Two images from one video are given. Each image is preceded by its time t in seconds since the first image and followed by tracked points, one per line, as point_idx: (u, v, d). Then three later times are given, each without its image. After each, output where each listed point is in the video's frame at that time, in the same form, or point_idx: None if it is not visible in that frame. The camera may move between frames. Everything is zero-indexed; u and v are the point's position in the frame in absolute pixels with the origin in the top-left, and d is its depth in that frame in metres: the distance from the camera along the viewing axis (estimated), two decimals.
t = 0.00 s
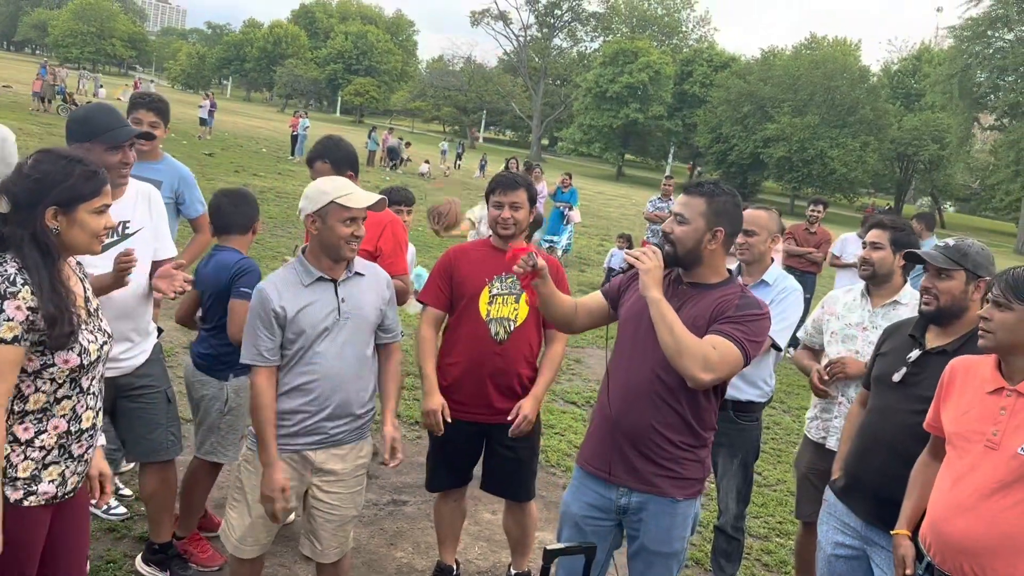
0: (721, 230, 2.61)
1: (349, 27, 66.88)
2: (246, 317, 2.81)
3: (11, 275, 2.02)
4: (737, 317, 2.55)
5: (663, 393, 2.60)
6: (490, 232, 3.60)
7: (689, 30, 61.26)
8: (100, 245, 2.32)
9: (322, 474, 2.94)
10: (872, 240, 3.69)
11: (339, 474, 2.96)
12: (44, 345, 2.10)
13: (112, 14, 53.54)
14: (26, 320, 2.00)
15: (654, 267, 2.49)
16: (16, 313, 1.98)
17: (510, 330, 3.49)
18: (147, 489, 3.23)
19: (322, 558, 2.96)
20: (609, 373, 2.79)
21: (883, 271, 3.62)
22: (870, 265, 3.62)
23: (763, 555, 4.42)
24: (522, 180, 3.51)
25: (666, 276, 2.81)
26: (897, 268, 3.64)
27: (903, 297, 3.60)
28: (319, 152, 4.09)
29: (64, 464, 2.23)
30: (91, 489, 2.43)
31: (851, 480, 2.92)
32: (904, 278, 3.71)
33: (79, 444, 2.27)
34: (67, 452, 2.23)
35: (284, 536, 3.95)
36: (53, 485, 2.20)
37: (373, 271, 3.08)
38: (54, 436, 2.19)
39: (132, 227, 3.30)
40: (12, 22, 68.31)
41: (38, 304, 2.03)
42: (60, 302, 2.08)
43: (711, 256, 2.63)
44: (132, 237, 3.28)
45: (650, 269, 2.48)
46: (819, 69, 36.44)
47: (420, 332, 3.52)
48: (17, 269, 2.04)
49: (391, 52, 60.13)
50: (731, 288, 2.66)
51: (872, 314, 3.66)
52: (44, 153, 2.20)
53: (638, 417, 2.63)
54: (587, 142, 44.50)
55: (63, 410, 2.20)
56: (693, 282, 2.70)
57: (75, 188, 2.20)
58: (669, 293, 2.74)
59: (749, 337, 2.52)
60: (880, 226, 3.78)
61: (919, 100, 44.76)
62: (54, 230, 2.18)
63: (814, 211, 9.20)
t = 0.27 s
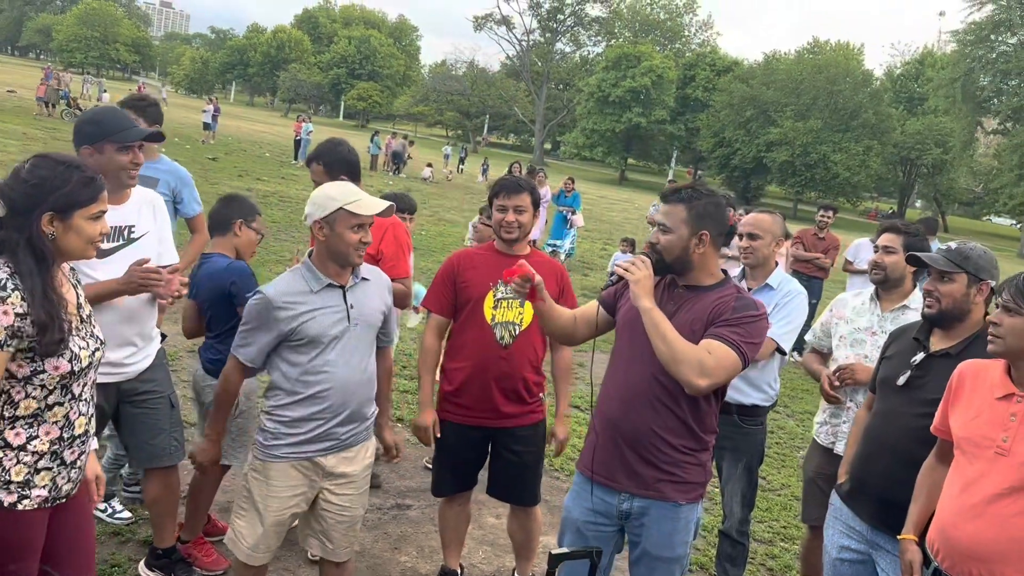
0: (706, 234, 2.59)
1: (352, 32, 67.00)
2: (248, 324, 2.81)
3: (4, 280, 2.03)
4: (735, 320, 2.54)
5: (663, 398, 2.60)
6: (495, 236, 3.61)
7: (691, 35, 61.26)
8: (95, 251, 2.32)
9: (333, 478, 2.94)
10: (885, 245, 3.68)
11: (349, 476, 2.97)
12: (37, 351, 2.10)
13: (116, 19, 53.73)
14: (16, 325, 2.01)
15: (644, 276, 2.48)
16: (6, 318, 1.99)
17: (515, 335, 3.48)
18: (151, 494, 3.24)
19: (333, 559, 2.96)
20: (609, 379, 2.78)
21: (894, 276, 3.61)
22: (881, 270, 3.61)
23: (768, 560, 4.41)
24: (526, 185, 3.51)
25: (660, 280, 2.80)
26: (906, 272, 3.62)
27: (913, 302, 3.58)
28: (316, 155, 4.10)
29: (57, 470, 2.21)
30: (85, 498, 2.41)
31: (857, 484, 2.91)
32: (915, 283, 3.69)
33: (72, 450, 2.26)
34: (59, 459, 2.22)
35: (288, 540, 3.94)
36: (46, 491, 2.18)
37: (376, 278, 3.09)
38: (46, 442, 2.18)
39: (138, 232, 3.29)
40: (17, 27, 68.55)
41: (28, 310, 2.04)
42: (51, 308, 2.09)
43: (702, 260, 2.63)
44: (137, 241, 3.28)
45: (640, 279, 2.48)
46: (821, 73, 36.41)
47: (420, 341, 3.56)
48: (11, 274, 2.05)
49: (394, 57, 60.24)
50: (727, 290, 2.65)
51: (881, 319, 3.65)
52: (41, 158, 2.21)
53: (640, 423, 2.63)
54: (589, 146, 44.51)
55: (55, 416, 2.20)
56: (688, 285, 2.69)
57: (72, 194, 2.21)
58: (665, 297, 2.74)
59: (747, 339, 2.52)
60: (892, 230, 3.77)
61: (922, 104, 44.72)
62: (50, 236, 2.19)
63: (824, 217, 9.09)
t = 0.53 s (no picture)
0: (700, 235, 2.59)
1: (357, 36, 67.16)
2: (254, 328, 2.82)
3: (9, 283, 2.02)
4: (735, 321, 2.54)
5: (664, 401, 2.59)
6: (503, 240, 3.61)
7: (696, 38, 61.16)
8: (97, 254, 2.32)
9: (338, 481, 2.95)
10: (894, 248, 3.68)
11: (354, 480, 2.97)
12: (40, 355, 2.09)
13: (122, 24, 54.00)
14: (24, 328, 2.01)
15: (641, 281, 2.48)
16: (15, 320, 1.99)
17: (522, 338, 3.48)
18: (156, 498, 3.25)
19: (337, 563, 2.96)
20: (611, 383, 2.78)
21: (903, 279, 3.61)
22: (891, 273, 3.60)
23: (776, 563, 4.39)
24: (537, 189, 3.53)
25: (658, 283, 2.80)
26: (915, 275, 3.61)
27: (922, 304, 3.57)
28: (327, 155, 4.11)
29: (58, 475, 2.21)
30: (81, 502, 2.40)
31: (864, 486, 2.90)
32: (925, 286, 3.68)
33: (72, 454, 2.25)
34: (61, 463, 2.21)
35: (294, 543, 3.95)
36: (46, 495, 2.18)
37: (383, 282, 3.09)
38: (48, 446, 2.17)
39: (147, 234, 3.31)
40: (25, 32, 68.95)
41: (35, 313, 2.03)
42: (55, 312, 2.09)
43: (697, 262, 2.63)
44: (146, 244, 3.29)
45: (636, 284, 2.48)
46: (827, 75, 36.32)
47: (425, 342, 3.58)
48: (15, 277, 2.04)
49: (399, 60, 60.36)
50: (724, 290, 2.64)
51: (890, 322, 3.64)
52: (44, 162, 2.21)
53: (642, 427, 2.62)
54: (595, 149, 44.49)
55: (55, 420, 2.19)
56: (686, 287, 2.69)
57: (75, 198, 2.20)
58: (664, 299, 2.73)
59: (746, 340, 2.51)
60: (902, 233, 3.76)
61: (929, 106, 44.55)
62: (52, 239, 2.18)
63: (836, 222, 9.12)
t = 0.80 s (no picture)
0: (695, 236, 2.58)
1: (364, 39, 67.35)
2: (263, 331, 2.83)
3: (29, 283, 2.04)
4: (735, 322, 2.53)
5: (666, 403, 2.59)
6: (516, 242, 3.62)
7: (702, 40, 61.07)
8: (118, 255, 2.33)
9: (345, 483, 2.95)
10: (903, 250, 3.67)
11: (361, 482, 2.97)
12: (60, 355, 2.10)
13: (130, 28, 54.31)
14: (43, 327, 2.02)
15: (640, 283, 2.49)
16: (33, 319, 2.01)
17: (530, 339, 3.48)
18: (163, 500, 3.28)
19: (346, 566, 2.97)
20: (614, 385, 2.78)
21: (912, 281, 3.59)
22: (899, 274, 3.60)
23: (784, 565, 4.38)
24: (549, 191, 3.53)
25: (658, 284, 2.80)
26: (925, 277, 3.60)
27: (931, 305, 3.55)
28: (340, 155, 4.12)
29: (78, 474, 2.24)
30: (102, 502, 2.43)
31: (873, 488, 2.89)
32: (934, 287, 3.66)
33: (93, 454, 2.28)
34: (80, 462, 2.24)
35: (301, 545, 3.96)
36: (68, 495, 2.22)
37: (389, 283, 3.10)
38: (68, 445, 2.20)
39: (159, 237, 3.33)
40: (34, 36, 69.38)
41: (55, 313, 2.05)
42: (77, 312, 2.10)
43: (694, 263, 2.62)
44: (158, 247, 3.32)
45: (635, 286, 2.48)
46: (834, 77, 36.23)
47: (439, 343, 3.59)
48: (36, 278, 2.06)
49: (405, 63, 60.51)
50: (724, 290, 2.64)
51: (898, 323, 3.63)
52: (65, 165, 2.23)
53: (645, 428, 2.62)
54: (601, 151, 44.46)
55: (77, 419, 2.21)
56: (685, 288, 2.69)
57: (95, 199, 2.21)
58: (662, 300, 2.74)
59: (746, 340, 2.51)
60: (912, 235, 3.75)
61: (936, 107, 44.38)
62: (74, 240, 2.20)
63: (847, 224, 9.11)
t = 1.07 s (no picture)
0: (695, 234, 2.57)
1: (370, 40, 67.50)
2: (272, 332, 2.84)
3: (57, 283, 2.06)
4: (736, 321, 2.52)
5: (671, 403, 2.58)
6: (524, 241, 3.62)
7: (709, 40, 60.91)
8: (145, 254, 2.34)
9: (354, 484, 2.96)
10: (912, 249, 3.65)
11: (370, 483, 2.98)
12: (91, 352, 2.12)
13: (138, 30, 54.61)
14: (69, 325, 2.03)
15: (639, 285, 2.48)
16: (59, 318, 2.01)
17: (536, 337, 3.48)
18: (172, 499, 3.28)
19: (354, 566, 2.98)
20: (620, 386, 2.78)
21: (921, 281, 3.57)
22: (909, 274, 3.58)
23: (792, 566, 4.36)
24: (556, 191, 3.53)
25: (660, 283, 2.79)
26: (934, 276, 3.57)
27: (940, 305, 3.52)
28: (351, 155, 4.13)
29: (118, 469, 2.27)
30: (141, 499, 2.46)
31: (882, 487, 2.87)
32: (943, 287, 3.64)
33: (130, 449, 2.30)
34: (119, 458, 2.26)
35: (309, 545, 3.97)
36: (107, 491, 2.24)
37: (397, 283, 3.11)
38: (108, 442, 2.22)
39: (169, 238, 3.36)
40: (43, 39, 69.86)
41: (83, 310, 2.06)
42: (105, 309, 2.12)
43: (692, 261, 2.61)
44: (169, 248, 3.34)
45: (634, 289, 2.48)
46: (842, 76, 36.10)
47: (451, 341, 3.58)
48: (64, 278, 2.08)
49: (412, 64, 60.62)
50: (726, 289, 2.63)
51: (906, 323, 3.60)
52: (88, 165, 2.24)
53: (651, 429, 2.61)
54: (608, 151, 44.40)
55: (115, 416, 2.23)
56: (687, 287, 2.68)
57: (119, 199, 2.21)
58: (664, 300, 2.73)
59: (748, 339, 2.50)
60: (921, 234, 3.73)
61: (944, 105, 44.15)
62: (101, 240, 2.21)
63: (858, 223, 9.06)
